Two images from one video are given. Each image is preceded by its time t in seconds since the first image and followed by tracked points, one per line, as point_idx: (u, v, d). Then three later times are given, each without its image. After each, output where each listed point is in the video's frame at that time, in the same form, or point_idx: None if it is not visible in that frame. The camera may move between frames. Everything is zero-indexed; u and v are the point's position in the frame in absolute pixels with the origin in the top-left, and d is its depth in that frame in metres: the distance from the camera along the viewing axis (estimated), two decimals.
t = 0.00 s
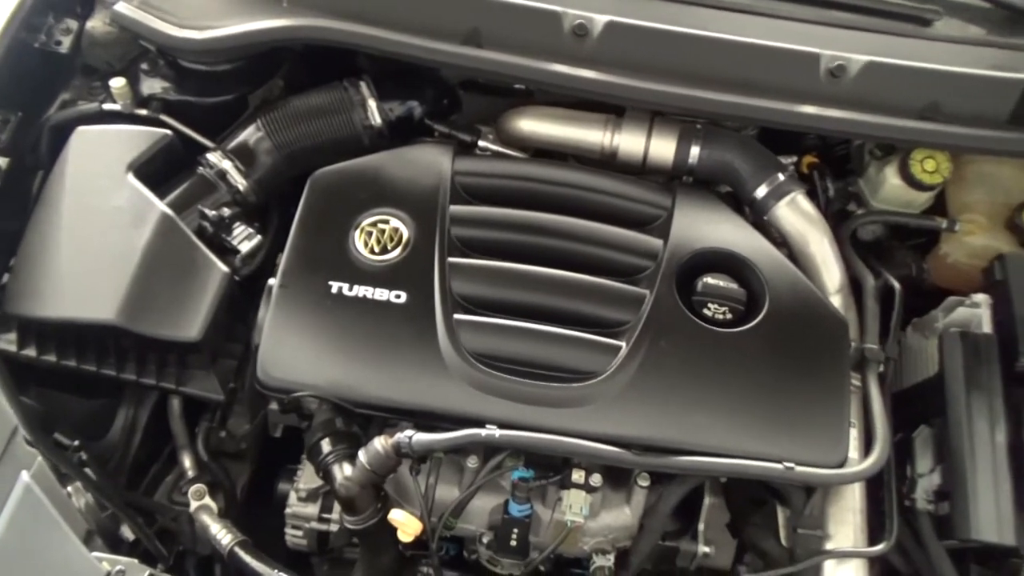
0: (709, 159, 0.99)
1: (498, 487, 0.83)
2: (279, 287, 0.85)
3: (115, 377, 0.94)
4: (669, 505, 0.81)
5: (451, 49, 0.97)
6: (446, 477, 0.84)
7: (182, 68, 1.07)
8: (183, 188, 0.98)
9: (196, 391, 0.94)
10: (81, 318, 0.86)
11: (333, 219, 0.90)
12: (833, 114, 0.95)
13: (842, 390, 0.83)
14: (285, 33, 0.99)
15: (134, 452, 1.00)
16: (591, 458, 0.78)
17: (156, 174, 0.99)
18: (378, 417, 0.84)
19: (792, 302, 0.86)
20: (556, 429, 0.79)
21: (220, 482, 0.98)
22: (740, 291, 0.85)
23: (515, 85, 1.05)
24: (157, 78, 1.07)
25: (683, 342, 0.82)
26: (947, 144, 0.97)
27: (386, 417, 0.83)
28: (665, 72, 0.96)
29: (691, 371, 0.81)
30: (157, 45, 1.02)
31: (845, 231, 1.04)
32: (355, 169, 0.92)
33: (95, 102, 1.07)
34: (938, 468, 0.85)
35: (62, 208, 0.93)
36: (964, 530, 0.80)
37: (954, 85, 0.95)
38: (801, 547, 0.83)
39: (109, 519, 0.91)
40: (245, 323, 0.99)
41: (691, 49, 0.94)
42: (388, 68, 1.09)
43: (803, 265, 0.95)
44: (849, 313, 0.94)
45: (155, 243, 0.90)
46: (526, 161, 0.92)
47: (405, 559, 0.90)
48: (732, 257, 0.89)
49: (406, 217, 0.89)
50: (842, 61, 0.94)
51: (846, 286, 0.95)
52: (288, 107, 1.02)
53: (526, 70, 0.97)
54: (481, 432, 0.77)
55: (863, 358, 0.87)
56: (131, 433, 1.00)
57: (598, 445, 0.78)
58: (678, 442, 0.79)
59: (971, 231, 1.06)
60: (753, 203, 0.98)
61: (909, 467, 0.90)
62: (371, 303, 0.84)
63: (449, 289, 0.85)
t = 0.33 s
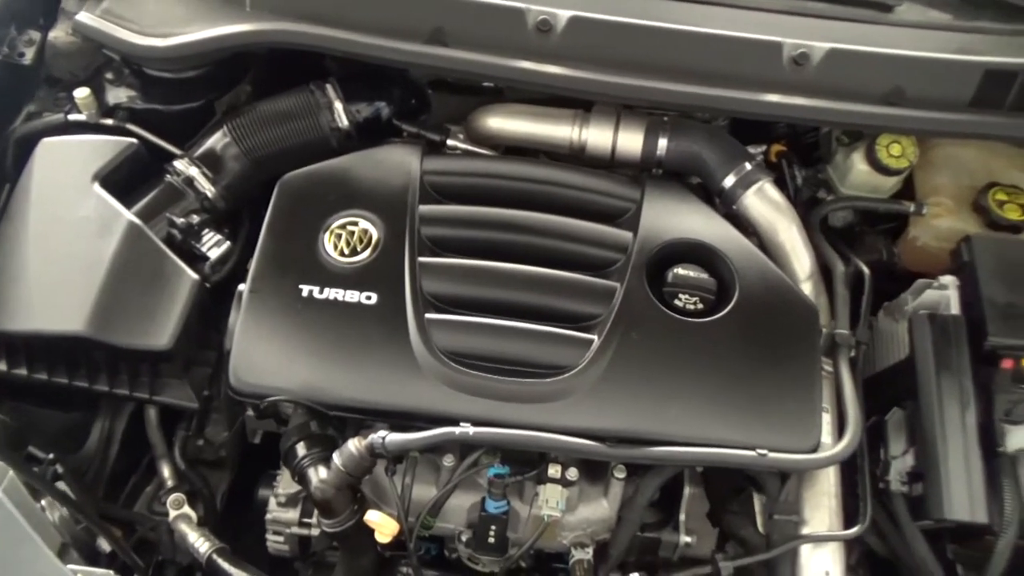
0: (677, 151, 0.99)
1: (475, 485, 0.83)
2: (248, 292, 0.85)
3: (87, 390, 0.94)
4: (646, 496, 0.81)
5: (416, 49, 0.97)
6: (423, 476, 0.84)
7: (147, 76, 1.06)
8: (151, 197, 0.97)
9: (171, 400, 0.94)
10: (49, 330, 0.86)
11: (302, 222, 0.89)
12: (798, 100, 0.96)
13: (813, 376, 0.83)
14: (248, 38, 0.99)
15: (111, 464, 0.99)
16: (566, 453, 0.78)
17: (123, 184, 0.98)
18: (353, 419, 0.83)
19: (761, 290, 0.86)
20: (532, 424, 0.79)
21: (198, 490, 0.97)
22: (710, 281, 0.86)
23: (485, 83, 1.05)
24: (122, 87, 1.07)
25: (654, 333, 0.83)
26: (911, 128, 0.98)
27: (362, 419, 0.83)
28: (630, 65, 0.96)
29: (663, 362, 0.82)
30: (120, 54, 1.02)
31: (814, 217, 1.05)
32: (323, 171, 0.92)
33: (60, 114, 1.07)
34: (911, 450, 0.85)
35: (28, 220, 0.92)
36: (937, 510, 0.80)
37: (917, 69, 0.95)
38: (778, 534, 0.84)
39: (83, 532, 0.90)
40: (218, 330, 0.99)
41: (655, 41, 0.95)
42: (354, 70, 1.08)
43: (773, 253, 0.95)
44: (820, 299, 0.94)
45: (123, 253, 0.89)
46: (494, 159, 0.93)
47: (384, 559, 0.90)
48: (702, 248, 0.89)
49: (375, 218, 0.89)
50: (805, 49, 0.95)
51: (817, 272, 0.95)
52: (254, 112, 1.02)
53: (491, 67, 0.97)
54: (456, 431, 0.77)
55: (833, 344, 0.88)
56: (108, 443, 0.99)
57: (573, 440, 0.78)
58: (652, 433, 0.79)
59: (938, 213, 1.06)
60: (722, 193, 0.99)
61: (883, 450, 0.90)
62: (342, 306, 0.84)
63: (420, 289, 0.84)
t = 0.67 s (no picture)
0: (641, 145, 0.99)
1: (449, 486, 0.83)
2: (214, 301, 0.85)
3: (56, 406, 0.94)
4: (619, 491, 0.81)
5: (377, 51, 0.97)
6: (396, 479, 0.84)
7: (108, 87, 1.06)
8: (115, 206, 0.96)
9: (141, 412, 0.93)
10: (13, 347, 0.85)
11: (266, 229, 0.89)
12: (760, 91, 0.97)
13: (781, 364, 0.83)
14: (208, 45, 0.98)
15: (83, 479, 0.98)
16: (538, 450, 0.78)
17: (86, 197, 0.97)
18: (324, 425, 0.83)
19: (728, 281, 0.87)
20: (503, 423, 0.79)
21: (173, 502, 0.97)
22: (677, 273, 0.86)
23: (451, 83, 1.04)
24: (85, 99, 1.06)
25: (622, 327, 0.83)
26: (872, 115, 0.99)
27: (333, 424, 0.83)
28: (591, 61, 0.97)
29: (632, 356, 0.82)
30: (79, 65, 1.01)
31: (780, 206, 1.05)
32: (287, 177, 0.92)
33: (20, 128, 1.07)
34: (880, 435, 0.86)
35: None
36: (908, 492, 0.81)
37: (875, 56, 0.96)
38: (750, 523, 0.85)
39: (53, 548, 0.89)
40: (187, 339, 0.98)
41: (615, 36, 0.95)
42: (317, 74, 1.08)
43: (740, 244, 0.96)
44: (788, 288, 0.95)
45: (86, 266, 0.88)
46: (458, 159, 0.92)
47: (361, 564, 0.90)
48: (668, 241, 0.90)
49: (341, 223, 0.89)
50: (763, 40, 0.95)
51: (784, 261, 0.96)
52: (217, 119, 1.01)
53: (453, 67, 0.97)
54: (426, 432, 0.77)
55: (801, 332, 0.88)
56: (80, 458, 0.98)
57: (544, 436, 0.78)
58: (623, 427, 0.79)
59: (902, 199, 1.07)
60: (688, 185, 0.99)
61: (854, 436, 0.91)
62: (310, 311, 0.83)
63: (387, 291, 0.84)
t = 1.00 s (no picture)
0: (605, 139, 0.99)
1: (421, 488, 0.83)
2: (177, 310, 0.84)
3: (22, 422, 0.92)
4: (592, 486, 0.81)
5: (337, 52, 0.96)
6: (368, 483, 0.83)
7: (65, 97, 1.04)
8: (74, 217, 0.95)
9: (109, 425, 0.92)
10: None
11: (230, 235, 0.88)
12: (723, 81, 0.97)
13: (749, 352, 0.83)
14: (164, 52, 0.97)
15: (54, 497, 0.97)
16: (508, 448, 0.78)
17: (43, 209, 0.96)
18: (293, 431, 0.82)
19: (694, 272, 0.87)
20: (473, 422, 0.78)
21: (144, 515, 0.96)
22: (643, 266, 0.86)
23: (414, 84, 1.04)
24: (41, 111, 1.05)
25: (589, 322, 0.83)
26: (834, 102, 0.99)
27: (303, 430, 0.82)
28: (552, 57, 0.96)
29: (600, 350, 0.82)
30: (34, 76, 1.00)
31: (747, 194, 1.05)
32: (249, 182, 0.91)
33: None
34: (850, 420, 0.87)
35: None
36: (878, 476, 0.81)
37: (834, 42, 0.96)
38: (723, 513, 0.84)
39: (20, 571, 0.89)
40: (153, 350, 0.97)
41: (576, 31, 0.95)
42: (273, 82, 1.05)
43: (707, 235, 0.96)
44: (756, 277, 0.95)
45: (45, 279, 0.87)
46: (421, 159, 0.92)
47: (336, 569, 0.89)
48: (634, 234, 0.90)
49: (304, 227, 0.88)
50: (722, 30, 0.95)
51: (750, 250, 0.96)
52: (176, 126, 1.00)
53: (413, 67, 0.96)
54: (395, 434, 0.76)
55: (769, 320, 0.89)
56: (49, 475, 0.97)
57: (514, 434, 0.78)
58: (592, 422, 0.79)
59: (866, 184, 1.08)
60: (652, 177, 0.99)
61: (824, 422, 0.91)
62: (274, 316, 0.83)
63: (353, 294, 0.83)
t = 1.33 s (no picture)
0: (565, 133, 0.99)
1: (388, 488, 0.82)
2: (137, 317, 0.83)
3: None
4: (559, 481, 0.82)
5: (294, 52, 0.95)
6: (333, 485, 0.82)
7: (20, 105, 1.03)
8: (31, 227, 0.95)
9: (70, 435, 0.92)
10: None
11: (189, 240, 0.87)
12: (679, 73, 0.97)
13: (712, 341, 0.84)
14: (117, 57, 0.95)
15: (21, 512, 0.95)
16: (473, 445, 0.77)
17: None
18: (258, 435, 0.82)
19: (656, 263, 0.87)
20: (438, 421, 0.78)
21: (112, 526, 0.94)
22: (605, 259, 0.86)
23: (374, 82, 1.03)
24: None
25: (552, 316, 0.83)
26: (796, 90, 0.98)
27: (268, 435, 0.82)
28: (511, 52, 0.96)
29: (564, 344, 0.82)
30: None
31: (710, 184, 1.06)
32: (208, 186, 0.90)
33: None
34: (814, 406, 0.87)
35: None
36: (841, 460, 0.82)
37: (790, 31, 0.97)
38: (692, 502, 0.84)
39: None
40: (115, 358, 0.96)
41: (532, 26, 0.95)
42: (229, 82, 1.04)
43: (669, 227, 0.96)
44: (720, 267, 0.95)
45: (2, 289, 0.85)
46: (382, 158, 0.91)
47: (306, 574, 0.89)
48: (597, 227, 0.90)
49: (264, 230, 0.87)
50: (678, 21, 0.96)
51: (713, 240, 0.96)
52: (133, 132, 0.99)
53: (370, 66, 0.95)
54: (358, 435, 0.76)
55: (732, 309, 0.89)
56: (15, 488, 0.94)
57: (480, 431, 0.77)
58: (557, 416, 0.79)
59: (827, 171, 1.08)
60: (613, 170, 0.99)
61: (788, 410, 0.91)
62: (235, 320, 0.82)
63: (315, 296, 0.83)
